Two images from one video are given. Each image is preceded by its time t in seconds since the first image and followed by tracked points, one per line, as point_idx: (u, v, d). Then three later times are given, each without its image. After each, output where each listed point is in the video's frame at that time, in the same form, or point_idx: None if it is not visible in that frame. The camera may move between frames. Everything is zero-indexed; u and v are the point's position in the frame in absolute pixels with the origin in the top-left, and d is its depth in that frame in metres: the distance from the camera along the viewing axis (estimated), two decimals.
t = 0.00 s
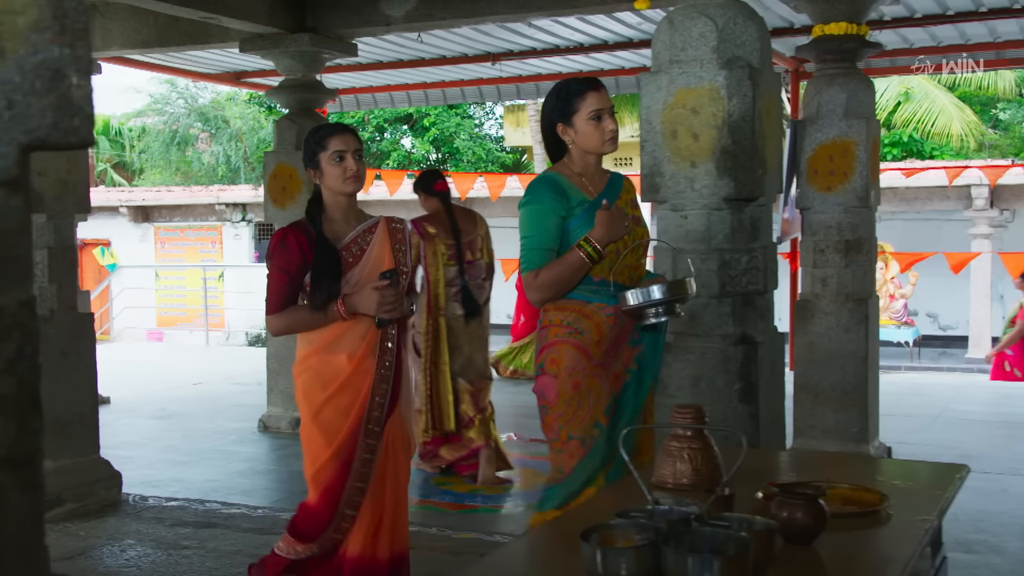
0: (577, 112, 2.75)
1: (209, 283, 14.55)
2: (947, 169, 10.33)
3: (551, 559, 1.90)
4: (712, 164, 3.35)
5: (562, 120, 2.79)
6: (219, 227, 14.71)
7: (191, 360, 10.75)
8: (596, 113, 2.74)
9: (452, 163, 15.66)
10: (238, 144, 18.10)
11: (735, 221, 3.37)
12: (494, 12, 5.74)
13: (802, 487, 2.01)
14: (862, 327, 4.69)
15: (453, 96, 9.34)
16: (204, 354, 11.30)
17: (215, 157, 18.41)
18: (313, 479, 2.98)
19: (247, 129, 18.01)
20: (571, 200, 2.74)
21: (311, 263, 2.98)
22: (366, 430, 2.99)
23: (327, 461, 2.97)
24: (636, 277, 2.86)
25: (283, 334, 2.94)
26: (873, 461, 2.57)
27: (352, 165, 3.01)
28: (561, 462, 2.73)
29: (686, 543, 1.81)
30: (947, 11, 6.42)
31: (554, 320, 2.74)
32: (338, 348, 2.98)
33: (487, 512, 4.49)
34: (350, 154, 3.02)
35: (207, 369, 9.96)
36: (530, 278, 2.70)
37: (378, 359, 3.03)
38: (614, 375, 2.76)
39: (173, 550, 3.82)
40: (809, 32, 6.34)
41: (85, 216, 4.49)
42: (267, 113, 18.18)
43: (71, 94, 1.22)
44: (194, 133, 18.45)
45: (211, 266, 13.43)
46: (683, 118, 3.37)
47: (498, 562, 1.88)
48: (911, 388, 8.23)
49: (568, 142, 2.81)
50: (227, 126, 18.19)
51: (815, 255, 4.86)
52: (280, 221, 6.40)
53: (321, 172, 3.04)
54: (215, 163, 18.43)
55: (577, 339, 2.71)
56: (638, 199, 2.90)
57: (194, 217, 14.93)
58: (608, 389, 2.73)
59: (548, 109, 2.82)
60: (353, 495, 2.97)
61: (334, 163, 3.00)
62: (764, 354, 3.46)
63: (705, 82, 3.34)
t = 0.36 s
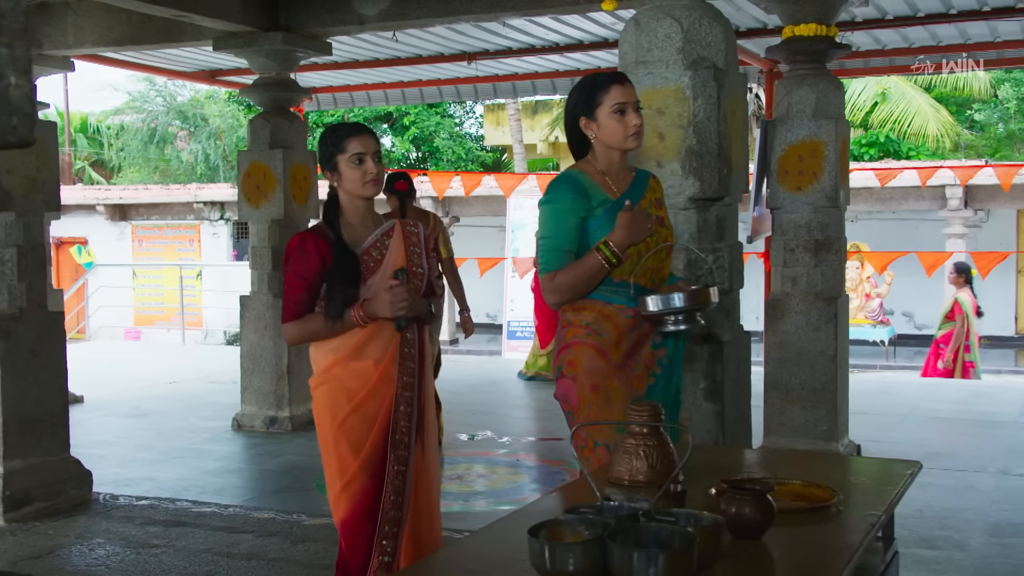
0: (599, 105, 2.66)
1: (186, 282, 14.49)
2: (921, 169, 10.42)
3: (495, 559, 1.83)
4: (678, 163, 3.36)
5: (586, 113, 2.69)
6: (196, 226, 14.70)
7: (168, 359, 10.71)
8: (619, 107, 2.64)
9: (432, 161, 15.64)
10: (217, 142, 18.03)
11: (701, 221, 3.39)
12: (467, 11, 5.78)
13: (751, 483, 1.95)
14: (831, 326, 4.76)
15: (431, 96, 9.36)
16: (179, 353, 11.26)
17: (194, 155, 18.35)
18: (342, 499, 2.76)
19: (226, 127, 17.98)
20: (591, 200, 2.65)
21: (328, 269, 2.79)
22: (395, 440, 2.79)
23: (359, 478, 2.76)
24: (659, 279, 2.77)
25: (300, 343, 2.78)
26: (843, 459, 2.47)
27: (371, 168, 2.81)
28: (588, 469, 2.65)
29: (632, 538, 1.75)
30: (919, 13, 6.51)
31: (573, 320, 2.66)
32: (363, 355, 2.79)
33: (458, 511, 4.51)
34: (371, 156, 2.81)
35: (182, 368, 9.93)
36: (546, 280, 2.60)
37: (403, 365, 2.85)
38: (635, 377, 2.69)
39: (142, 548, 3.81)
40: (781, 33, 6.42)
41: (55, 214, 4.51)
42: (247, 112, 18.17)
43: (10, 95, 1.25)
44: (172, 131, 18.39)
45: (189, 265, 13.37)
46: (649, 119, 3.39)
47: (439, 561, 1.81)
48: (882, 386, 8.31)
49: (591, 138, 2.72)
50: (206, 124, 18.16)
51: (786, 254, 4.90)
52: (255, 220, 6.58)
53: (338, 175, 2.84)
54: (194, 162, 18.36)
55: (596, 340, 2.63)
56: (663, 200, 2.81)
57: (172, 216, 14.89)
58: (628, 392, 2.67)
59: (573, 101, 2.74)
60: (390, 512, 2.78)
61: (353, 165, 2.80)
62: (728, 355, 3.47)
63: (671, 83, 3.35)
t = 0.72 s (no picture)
0: (631, 94, 2.60)
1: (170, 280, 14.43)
2: (904, 169, 10.45)
3: (464, 560, 1.75)
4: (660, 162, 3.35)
5: (617, 104, 2.65)
6: (181, 224, 14.63)
7: (152, 358, 10.66)
8: (653, 96, 2.58)
9: (418, 160, 15.59)
10: (202, 139, 17.97)
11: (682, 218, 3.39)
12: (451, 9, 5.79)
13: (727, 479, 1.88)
14: (812, 325, 4.80)
15: (415, 94, 9.33)
16: (163, 352, 11.21)
17: (179, 152, 18.27)
18: (354, 502, 2.64)
19: (211, 125, 17.93)
20: (629, 196, 2.58)
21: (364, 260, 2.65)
22: (420, 443, 2.67)
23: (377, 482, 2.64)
24: (700, 281, 2.70)
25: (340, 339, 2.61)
26: (824, 456, 2.40)
27: (399, 164, 2.67)
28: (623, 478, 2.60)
29: (606, 535, 1.68)
30: (901, 13, 6.55)
31: (613, 324, 2.59)
32: (395, 354, 2.67)
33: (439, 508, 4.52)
34: (398, 151, 2.68)
35: (165, 366, 9.90)
36: (586, 282, 2.54)
37: (435, 367, 2.73)
38: (675, 390, 2.63)
39: (122, 548, 3.80)
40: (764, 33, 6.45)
41: (36, 212, 4.51)
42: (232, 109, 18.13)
43: None
44: (157, 129, 18.32)
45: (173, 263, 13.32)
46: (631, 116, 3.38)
47: (405, 562, 1.72)
48: (864, 383, 8.37)
49: (622, 129, 2.67)
50: (191, 122, 18.10)
51: (768, 252, 4.92)
52: (238, 218, 6.58)
53: (362, 168, 2.70)
54: (178, 160, 18.30)
55: (638, 347, 2.57)
56: (700, 195, 2.75)
57: (156, 214, 14.82)
58: (667, 406, 2.61)
59: (602, 94, 2.69)
60: (403, 515, 2.67)
61: (380, 160, 2.67)
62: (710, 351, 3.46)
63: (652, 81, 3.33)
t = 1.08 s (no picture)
0: (653, 84, 2.61)
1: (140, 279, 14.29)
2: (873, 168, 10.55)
3: (432, 555, 1.74)
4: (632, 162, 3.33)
5: (637, 92, 2.66)
6: (151, 222, 14.48)
7: (121, 358, 10.54)
8: (675, 86, 2.59)
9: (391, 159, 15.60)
10: (173, 138, 17.81)
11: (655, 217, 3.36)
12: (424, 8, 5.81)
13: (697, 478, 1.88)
14: (783, 324, 4.83)
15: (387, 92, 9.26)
16: (132, 351, 11.09)
17: (150, 151, 18.11)
18: (343, 502, 2.75)
19: (182, 123, 17.77)
20: (632, 192, 2.60)
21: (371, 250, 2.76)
22: (408, 445, 2.75)
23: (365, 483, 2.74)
24: (703, 282, 2.69)
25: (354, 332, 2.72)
26: (796, 455, 2.41)
27: (412, 157, 2.78)
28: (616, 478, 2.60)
29: (577, 534, 1.68)
30: (871, 14, 6.62)
31: (612, 325, 2.62)
32: (387, 358, 2.77)
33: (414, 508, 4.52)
34: (410, 145, 2.78)
35: (135, 366, 9.79)
36: (580, 279, 2.55)
37: (429, 372, 2.80)
38: (673, 395, 2.61)
39: (91, 549, 3.76)
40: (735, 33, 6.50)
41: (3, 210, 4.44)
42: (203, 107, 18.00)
43: None
44: (127, 126, 18.14)
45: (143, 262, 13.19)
46: (603, 116, 3.34)
47: (370, 561, 1.70)
48: (834, 382, 8.44)
49: (640, 118, 2.69)
50: (162, 120, 17.95)
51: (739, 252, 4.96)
52: (209, 217, 6.52)
53: (374, 162, 2.81)
54: (149, 158, 18.13)
55: (635, 349, 2.58)
56: (715, 193, 2.75)
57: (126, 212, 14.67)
58: (664, 412, 2.59)
59: (622, 82, 2.70)
60: (390, 514, 2.75)
61: (392, 154, 2.77)
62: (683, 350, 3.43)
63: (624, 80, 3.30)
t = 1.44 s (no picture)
0: (663, 84, 2.66)
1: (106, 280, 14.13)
2: (839, 169, 10.67)
3: (398, 558, 1.73)
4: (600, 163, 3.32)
5: (647, 89, 2.70)
6: (117, 223, 14.32)
7: (86, 360, 10.41)
8: (686, 86, 2.64)
9: (359, 159, 15.61)
10: (139, 137, 17.62)
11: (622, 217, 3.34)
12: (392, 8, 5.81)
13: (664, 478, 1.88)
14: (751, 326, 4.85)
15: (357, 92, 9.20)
16: (97, 353, 10.95)
17: (116, 151, 17.91)
18: (347, 501, 2.77)
19: (148, 123, 17.62)
20: (632, 192, 2.64)
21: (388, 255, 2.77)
22: (417, 450, 2.77)
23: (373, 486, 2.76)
24: (709, 284, 2.70)
25: (364, 340, 2.74)
26: (766, 454, 2.42)
27: (430, 148, 2.82)
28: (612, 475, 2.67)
29: (544, 535, 1.67)
30: (837, 17, 6.71)
31: (615, 325, 2.68)
32: (402, 363, 2.78)
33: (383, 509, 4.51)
34: (427, 136, 2.82)
35: (100, 368, 9.67)
36: (572, 276, 2.65)
37: (444, 379, 2.82)
38: (671, 399, 2.64)
39: (54, 554, 3.71)
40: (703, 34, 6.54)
41: None
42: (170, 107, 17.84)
43: None
44: (93, 126, 17.93)
45: (109, 262, 13.04)
46: (571, 117, 3.33)
47: (334, 564, 1.69)
48: (802, 381, 8.51)
49: (649, 116, 2.73)
50: (128, 120, 17.78)
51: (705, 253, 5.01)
52: (176, 217, 6.47)
53: (391, 157, 2.84)
54: (115, 158, 17.94)
55: (634, 350, 2.63)
56: (724, 193, 2.76)
57: (92, 212, 14.49)
58: (661, 414, 2.62)
59: (632, 79, 2.74)
60: (392, 516, 2.77)
61: (409, 147, 2.80)
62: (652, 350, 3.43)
63: (592, 82, 3.29)
